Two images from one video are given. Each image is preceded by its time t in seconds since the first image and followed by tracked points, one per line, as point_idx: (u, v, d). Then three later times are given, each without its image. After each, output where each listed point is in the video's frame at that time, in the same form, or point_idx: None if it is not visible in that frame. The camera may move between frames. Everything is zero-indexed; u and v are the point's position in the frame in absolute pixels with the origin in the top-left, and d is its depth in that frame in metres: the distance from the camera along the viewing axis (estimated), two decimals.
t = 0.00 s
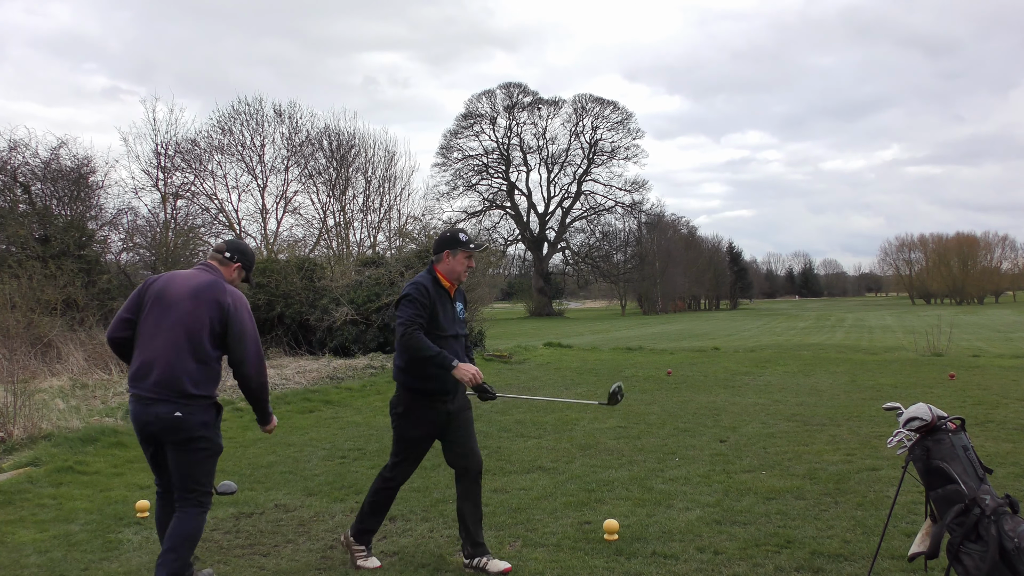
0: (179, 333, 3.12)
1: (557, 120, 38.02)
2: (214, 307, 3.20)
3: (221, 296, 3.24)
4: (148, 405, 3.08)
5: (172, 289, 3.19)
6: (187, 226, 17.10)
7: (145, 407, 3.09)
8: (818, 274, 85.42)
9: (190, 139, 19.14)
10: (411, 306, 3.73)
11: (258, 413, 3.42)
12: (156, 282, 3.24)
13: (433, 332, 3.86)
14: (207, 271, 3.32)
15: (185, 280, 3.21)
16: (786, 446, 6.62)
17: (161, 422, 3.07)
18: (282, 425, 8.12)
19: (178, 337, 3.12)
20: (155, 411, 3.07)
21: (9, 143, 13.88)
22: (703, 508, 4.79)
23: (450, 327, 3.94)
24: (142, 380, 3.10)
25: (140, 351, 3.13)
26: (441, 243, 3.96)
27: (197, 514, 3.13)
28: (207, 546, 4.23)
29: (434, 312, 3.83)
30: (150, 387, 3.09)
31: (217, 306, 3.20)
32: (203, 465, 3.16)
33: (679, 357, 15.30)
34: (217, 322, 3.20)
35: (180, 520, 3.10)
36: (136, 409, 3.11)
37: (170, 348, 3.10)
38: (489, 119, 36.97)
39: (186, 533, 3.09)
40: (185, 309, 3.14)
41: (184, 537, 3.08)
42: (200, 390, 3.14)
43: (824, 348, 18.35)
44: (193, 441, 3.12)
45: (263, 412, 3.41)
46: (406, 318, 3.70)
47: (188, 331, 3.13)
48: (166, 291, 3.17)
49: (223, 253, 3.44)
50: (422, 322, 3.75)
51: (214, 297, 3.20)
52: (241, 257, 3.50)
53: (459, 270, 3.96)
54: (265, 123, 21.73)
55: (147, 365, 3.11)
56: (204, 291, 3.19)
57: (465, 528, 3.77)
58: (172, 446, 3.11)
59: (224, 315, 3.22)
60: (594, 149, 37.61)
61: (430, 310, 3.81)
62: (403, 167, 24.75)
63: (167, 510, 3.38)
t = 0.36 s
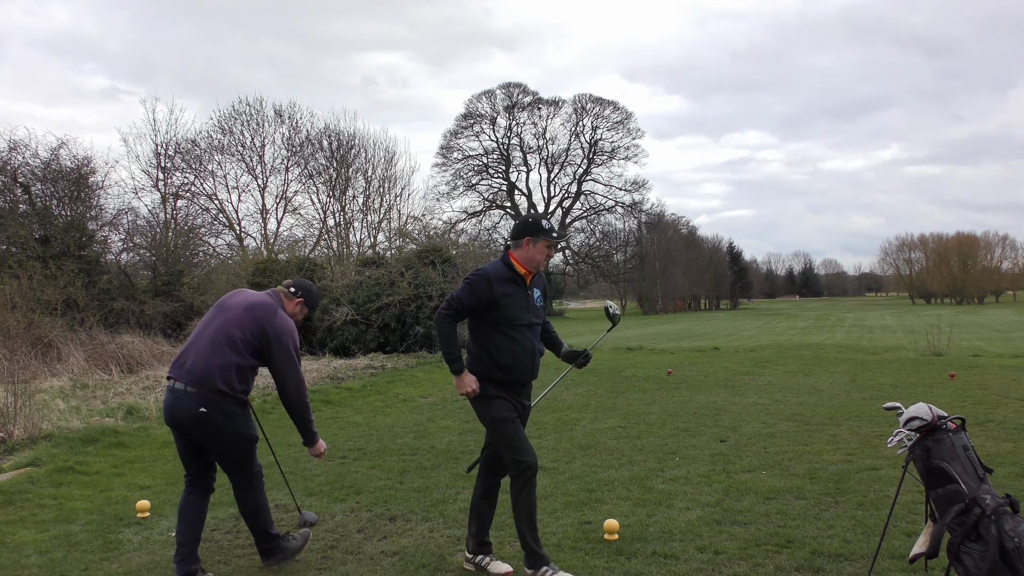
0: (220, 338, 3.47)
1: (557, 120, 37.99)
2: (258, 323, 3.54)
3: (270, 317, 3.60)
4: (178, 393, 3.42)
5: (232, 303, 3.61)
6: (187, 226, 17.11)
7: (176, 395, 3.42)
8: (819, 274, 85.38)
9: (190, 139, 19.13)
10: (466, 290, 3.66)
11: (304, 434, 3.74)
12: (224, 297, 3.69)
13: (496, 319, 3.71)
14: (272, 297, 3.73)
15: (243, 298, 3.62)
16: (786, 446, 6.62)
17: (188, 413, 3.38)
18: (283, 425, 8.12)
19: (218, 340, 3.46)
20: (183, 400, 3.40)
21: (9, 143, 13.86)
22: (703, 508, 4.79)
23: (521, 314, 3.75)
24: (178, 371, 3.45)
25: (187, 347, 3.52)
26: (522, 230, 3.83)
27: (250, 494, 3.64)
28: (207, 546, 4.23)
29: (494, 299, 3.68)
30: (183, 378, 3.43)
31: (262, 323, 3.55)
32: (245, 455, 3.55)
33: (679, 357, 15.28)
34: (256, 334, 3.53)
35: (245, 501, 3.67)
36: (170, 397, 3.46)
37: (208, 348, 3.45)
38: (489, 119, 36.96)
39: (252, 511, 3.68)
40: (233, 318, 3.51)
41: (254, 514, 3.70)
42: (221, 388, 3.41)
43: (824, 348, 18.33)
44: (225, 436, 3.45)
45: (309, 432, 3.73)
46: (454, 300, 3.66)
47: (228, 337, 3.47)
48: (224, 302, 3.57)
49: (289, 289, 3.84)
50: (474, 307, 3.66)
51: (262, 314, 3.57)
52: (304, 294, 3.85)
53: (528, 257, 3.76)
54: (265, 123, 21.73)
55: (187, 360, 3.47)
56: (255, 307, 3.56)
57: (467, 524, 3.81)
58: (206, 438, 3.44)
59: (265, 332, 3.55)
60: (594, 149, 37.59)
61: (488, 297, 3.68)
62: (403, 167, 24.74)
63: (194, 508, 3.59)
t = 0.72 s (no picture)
0: (273, 356, 3.64)
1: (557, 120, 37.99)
2: (311, 367, 3.65)
3: (324, 369, 3.70)
4: (211, 379, 3.60)
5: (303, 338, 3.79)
6: (187, 226, 17.10)
7: (210, 378, 3.62)
8: (819, 274, 85.33)
9: (190, 139, 19.14)
10: (547, 302, 3.41)
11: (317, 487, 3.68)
12: (300, 330, 3.89)
13: (584, 325, 3.47)
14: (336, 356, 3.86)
15: (314, 340, 3.77)
16: (786, 446, 6.61)
17: (210, 398, 3.55)
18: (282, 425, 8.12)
19: (270, 356, 3.63)
20: (212, 384, 3.59)
21: (9, 143, 13.86)
22: (703, 508, 4.78)
23: (607, 315, 3.52)
24: (223, 359, 3.66)
25: (244, 345, 3.73)
26: (595, 223, 3.59)
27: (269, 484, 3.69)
28: (207, 546, 4.23)
29: (581, 305, 3.43)
30: (223, 366, 3.63)
31: (314, 370, 3.65)
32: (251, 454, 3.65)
33: (679, 357, 15.27)
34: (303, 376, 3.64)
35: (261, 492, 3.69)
36: (203, 376, 3.65)
37: (259, 356, 3.63)
38: (489, 119, 36.96)
39: (266, 505, 3.70)
40: (293, 349, 3.66)
41: (270, 506, 3.72)
42: (248, 391, 3.55)
43: (824, 348, 18.30)
44: (240, 430, 3.57)
45: (322, 485, 3.68)
46: (535, 315, 3.43)
47: (279, 360, 3.63)
48: (297, 334, 3.76)
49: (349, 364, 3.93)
50: (560, 318, 3.43)
51: (319, 360, 3.69)
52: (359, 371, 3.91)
53: (610, 254, 3.50)
54: (265, 123, 21.74)
55: (237, 358, 3.67)
56: (317, 355, 3.68)
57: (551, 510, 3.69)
58: (222, 427, 3.57)
59: (311, 377, 3.64)
60: (594, 149, 37.58)
61: (571, 305, 3.42)
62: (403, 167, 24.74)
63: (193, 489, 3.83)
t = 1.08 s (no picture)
0: (282, 373, 3.68)
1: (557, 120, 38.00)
2: (314, 397, 3.71)
3: (325, 403, 3.77)
4: (218, 377, 3.62)
5: (314, 367, 3.86)
6: (187, 226, 17.10)
7: (217, 377, 3.63)
8: (819, 274, 85.32)
9: (190, 139, 19.15)
10: (657, 304, 3.21)
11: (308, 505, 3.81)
12: (313, 358, 3.95)
13: (689, 330, 3.27)
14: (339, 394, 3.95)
15: (323, 372, 3.86)
16: (786, 446, 6.60)
17: (212, 395, 3.56)
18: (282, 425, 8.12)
19: (280, 371, 3.68)
20: (218, 383, 3.60)
21: (9, 144, 13.86)
22: (703, 508, 4.78)
23: (713, 320, 3.32)
24: (235, 363, 3.69)
25: (257, 355, 3.77)
26: (705, 225, 3.44)
27: (271, 484, 3.70)
28: (207, 546, 4.24)
29: (690, 310, 3.25)
30: (234, 369, 3.65)
31: (315, 401, 3.71)
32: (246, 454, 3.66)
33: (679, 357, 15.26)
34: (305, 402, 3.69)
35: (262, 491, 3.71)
36: (211, 374, 3.67)
37: (270, 370, 3.67)
38: (489, 119, 36.96)
39: (270, 500, 3.70)
40: (304, 373, 3.73)
41: (273, 503, 3.72)
42: (252, 397, 3.58)
43: (825, 348, 18.28)
44: (238, 430, 3.57)
45: (317, 505, 3.82)
46: (644, 319, 3.22)
47: (287, 380, 3.67)
48: (309, 362, 3.85)
49: (348, 404, 3.98)
50: (669, 323, 3.21)
51: (324, 393, 3.76)
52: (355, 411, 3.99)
53: (722, 257, 3.35)
54: (265, 123, 21.75)
55: (248, 363, 3.70)
56: (323, 386, 3.76)
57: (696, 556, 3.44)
58: (221, 425, 3.57)
59: (311, 406, 3.70)
60: (594, 149, 37.58)
61: (680, 307, 3.23)
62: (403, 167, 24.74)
63: (178, 494, 3.80)
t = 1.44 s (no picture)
0: (281, 373, 3.68)
1: (557, 120, 38.01)
2: (313, 397, 3.71)
3: (325, 403, 3.78)
4: (217, 377, 3.62)
5: (313, 367, 3.88)
6: (187, 226, 17.11)
7: (216, 376, 3.63)
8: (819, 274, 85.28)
9: (190, 140, 19.17)
10: (772, 289, 3.11)
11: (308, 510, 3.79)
12: (312, 357, 3.96)
13: (805, 320, 3.14)
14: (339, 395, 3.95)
15: (321, 373, 3.86)
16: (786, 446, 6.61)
17: (211, 395, 3.56)
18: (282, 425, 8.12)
19: (279, 371, 3.69)
20: (216, 382, 3.60)
21: (9, 144, 13.86)
22: (704, 508, 4.78)
23: (832, 313, 3.18)
24: (234, 362, 3.69)
25: (256, 354, 3.78)
26: (816, 206, 3.31)
27: (270, 484, 3.70)
28: (207, 546, 4.24)
29: (806, 297, 3.12)
30: (233, 368, 3.66)
31: (314, 401, 3.72)
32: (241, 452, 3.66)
33: (679, 358, 15.27)
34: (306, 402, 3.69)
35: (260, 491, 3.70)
36: (210, 373, 3.66)
37: (269, 370, 3.68)
38: (489, 119, 36.98)
39: (269, 499, 3.70)
40: (302, 373, 3.74)
41: (272, 502, 3.72)
42: (250, 397, 3.58)
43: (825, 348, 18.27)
44: (236, 429, 3.57)
45: (315, 508, 3.80)
46: (759, 303, 3.12)
47: (285, 380, 3.67)
48: (308, 362, 3.86)
49: (345, 404, 3.97)
50: (785, 308, 3.10)
51: (323, 393, 3.78)
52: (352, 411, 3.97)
53: (825, 235, 3.21)
54: (265, 124, 21.76)
55: (248, 363, 3.71)
56: (321, 386, 3.77)
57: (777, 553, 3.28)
58: (218, 425, 3.57)
59: (309, 405, 3.69)
60: (594, 149, 37.59)
61: (798, 294, 3.12)
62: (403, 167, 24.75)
63: (173, 495, 3.80)
